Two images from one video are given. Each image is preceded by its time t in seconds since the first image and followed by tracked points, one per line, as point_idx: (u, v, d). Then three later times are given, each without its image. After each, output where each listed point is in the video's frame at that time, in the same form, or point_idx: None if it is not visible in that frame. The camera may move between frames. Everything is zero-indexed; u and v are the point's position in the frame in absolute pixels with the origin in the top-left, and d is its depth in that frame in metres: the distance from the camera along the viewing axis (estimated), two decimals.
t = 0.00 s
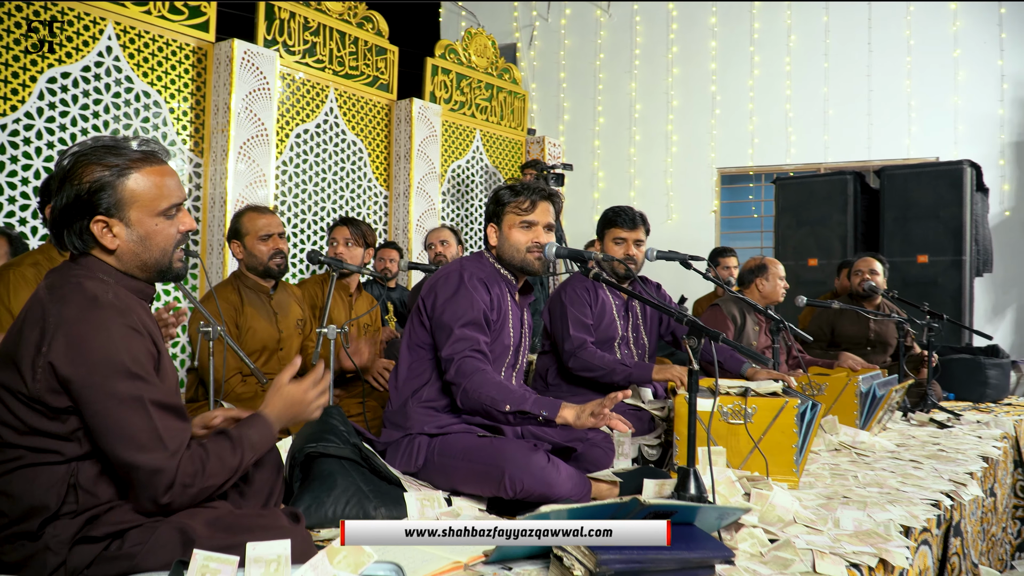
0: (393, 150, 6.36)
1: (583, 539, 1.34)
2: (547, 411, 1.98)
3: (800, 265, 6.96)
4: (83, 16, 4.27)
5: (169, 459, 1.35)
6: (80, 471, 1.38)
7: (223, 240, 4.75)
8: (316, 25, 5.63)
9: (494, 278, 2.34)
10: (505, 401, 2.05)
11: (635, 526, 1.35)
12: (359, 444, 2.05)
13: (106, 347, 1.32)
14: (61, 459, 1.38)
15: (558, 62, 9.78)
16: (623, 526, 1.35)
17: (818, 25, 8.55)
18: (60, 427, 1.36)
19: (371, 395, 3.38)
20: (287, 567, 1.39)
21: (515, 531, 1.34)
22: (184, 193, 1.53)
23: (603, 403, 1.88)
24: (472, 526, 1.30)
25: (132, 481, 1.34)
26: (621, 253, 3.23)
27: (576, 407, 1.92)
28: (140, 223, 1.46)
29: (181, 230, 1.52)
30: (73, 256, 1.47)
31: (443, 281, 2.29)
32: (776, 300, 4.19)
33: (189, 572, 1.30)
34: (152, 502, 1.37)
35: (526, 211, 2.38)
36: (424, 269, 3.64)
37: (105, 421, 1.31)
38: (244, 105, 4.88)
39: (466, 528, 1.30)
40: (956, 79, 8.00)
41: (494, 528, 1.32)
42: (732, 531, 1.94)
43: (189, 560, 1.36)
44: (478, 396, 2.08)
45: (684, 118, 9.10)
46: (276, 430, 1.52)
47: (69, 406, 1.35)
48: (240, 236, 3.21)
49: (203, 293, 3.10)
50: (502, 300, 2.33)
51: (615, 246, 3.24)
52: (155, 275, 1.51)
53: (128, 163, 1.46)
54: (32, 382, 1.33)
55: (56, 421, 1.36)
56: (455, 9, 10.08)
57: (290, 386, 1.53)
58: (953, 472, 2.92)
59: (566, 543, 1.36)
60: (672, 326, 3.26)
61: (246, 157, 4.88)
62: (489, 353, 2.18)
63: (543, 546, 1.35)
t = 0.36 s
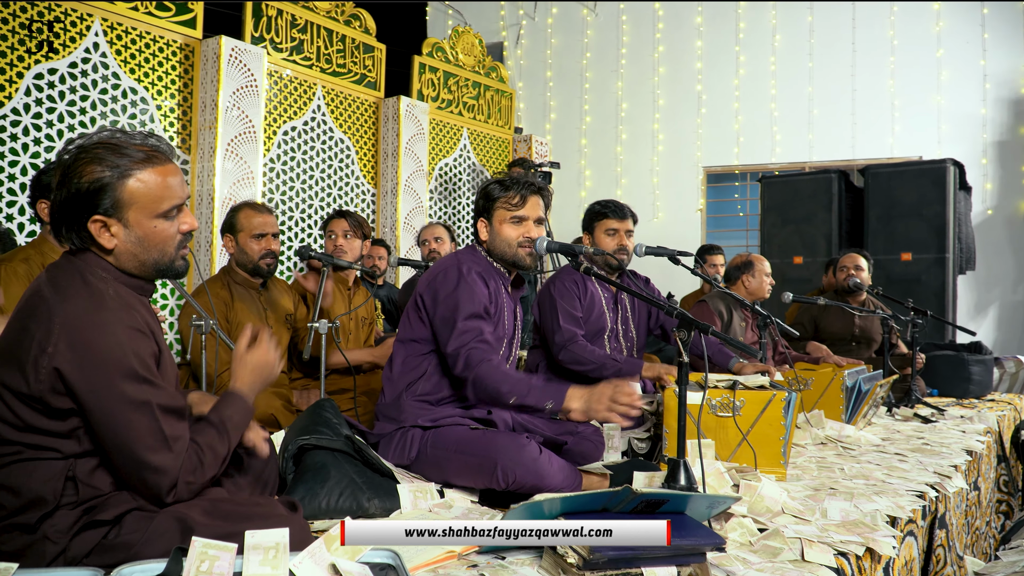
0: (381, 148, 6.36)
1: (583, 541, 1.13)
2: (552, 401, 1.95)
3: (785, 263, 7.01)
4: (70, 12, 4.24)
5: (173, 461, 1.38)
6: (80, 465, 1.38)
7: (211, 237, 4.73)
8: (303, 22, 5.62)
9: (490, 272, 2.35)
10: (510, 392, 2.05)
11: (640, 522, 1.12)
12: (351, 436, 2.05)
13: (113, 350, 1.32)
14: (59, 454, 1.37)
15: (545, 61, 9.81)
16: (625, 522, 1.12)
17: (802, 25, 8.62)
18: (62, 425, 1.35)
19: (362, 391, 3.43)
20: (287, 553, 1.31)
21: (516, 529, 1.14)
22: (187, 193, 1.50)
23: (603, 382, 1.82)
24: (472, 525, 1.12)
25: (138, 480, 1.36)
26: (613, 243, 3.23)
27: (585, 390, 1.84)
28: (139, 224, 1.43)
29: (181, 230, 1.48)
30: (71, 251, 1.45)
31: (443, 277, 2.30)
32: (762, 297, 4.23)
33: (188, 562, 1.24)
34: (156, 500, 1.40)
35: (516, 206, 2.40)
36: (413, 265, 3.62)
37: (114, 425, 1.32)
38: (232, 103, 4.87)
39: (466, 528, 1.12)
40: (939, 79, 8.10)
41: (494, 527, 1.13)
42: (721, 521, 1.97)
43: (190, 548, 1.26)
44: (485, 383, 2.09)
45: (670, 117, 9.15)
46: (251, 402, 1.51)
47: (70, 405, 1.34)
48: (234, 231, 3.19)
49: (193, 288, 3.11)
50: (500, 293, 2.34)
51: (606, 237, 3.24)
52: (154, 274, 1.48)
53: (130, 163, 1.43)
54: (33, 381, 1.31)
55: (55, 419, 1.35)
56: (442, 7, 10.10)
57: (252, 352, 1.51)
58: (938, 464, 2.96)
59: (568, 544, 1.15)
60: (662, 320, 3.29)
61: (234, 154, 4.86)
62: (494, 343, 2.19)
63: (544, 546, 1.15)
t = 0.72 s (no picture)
0: (373, 146, 6.35)
1: (583, 541, 1.14)
2: (629, 278, 1.90)
3: (777, 261, 7.04)
4: (61, 10, 4.21)
5: (173, 469, 1.38)
6: (80, 464, 1.38)
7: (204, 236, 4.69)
8: (295, 20, 5.60)
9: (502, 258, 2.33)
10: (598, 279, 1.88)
11: (639, 523, 1.14)
12: (348, 431, 2.06)
13: (118, 355, 1.31)
14: (60, 454, 1.36)
15: (536, 60, 9.81)
16: (625, 523, 1.14)
17: (793, 24, 8.66)
18: (64, 426, 1.35)
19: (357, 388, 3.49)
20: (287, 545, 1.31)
21: (517, 530, 1.14)
22: (194, 196, 1.47)
23: (655, 234, 1.83)
24: (472, 525, 1.11)
25: (139, 485, 1.36)
26: (612, 233, 3.23)
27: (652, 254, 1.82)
28: (143, 228, 1.41)
29: (186, 234, 1.47)
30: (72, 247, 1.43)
31: (472, 263, 2.23)
32: (754, 294, 4.25)
33: (188, 554, 1.24)
34: (153, 504, 1.40)
35: (509, 202, 2.39)
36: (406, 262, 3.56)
37: (117, 431, 1.31)
38: (224, 101, 4.84)
39: (466, 528, 1.12)
40: (929, 78, 8.16)
41: (495, 527, 1.12)
42: (718, 515, 1.98)
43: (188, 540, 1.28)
44: (554, 286, 1.99)
45: (661, 116, 9.17)
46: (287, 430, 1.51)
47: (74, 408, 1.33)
48: (235, 224, 3.18)
49: (188, 284, 3.08)
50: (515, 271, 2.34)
51: (606, 227, 3.23)
52: (155, 275, 1.46)
53: (137, 168, 1.40)
54: (36, 382, 1.30)
55: (56, 419, 1.34)
56: (433, 7, 10.09)
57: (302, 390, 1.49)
58: (931, 460, 2.98)
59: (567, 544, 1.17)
60: (655, 316, 3.37)
61: (226, 153, 4.84)
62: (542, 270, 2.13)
63: (544, 547, 1.15)
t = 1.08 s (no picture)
0: (371, 143, 6.33)
1: (583, 541, 1.12)
2: (628, 231, 1.81)
3: (775, 259, 7.04)
4: (58, 6, 4.20)
5: (177, 460, 1.37)
6: (80, 457, 1.36)
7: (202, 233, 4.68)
8: (293, 17, 5.58)
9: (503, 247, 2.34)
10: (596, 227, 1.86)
11: (639, 522, 1.11)
12: (348, 424, 2.03)
13: (122, 347, 1.30)
14: (59, 447, 1.35)
15: (534, 58, 9.81)
16: (625, 522, 1.12)
17: (790, 22, 8.66)
18: (66, 419, 1.33)
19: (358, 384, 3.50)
20: (289, 538, 1.31)
21: (516, 530, 1.13)
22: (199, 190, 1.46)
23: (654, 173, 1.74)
24: (472, 525, 1.11)
25: (143, 477, 1.36)
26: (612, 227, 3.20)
27: (655, 199, 1.74)
28: (146, 220, 1.40)
29: (189, 227, 1.44)
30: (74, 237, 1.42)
31: (477, 250, 2.24)
32: (752, 290, 4.25)
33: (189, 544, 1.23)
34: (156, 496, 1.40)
35: (512, 195, 2.38)
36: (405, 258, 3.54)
37: (122, 423, 1.30)
38: (222, 98, 4.82)
39: (466, 528, 1.12)
40: (927, 75, 8.17)
41: (494, 527, 1.11)
42: (720, 509, 1.97)
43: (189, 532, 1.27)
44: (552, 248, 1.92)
45: (659, 114, 9.17)
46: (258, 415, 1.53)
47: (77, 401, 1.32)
48: (235, 219, 3.17)
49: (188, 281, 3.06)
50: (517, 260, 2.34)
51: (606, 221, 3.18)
52: (158, 269, 1.44)
53: (144, 158, 1.39)
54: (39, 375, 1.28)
55: (57, 412, 1.33)
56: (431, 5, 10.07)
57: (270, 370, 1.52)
58: (932, 456, 2.97)
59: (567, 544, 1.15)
60: (654, 310, 3.36)
61: (224, 150, 4.82)
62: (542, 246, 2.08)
63: (543, 547, 1.14)
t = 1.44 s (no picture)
0: (372, 143, 6.33)
1: (583, 541, 1.13)
2: (621, 226, 1.78)
3: (777, 258, 7.04)
4: (60, 5, 4.20)
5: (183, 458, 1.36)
6: (87, 457, 1.36)
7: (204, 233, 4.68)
8: (294, 17, 5.58)
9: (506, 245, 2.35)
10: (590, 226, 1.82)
11: (639, 523, 1.13)
12: (351, 423, 2.04)
13: (130, 345, 1.30)
14: (66, 447, 1.35)
15: (535, 57, 9.80)
16: (624, 523, 1.13)
17: (792, 22, 8.66)
18: (73, 417, 1.33)
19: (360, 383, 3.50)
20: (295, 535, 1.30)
21: (516, 529, 1.13)
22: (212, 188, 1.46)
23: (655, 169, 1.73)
24: (472, 525, 1.12)
25: (150, 476, 1.35)
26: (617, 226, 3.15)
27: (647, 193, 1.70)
28: (159, 215, 1.40)
29: (200, 225, 1.45)
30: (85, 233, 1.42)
31: (477, 247, 2.26)
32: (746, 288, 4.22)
33: (194, 544, 1.23)
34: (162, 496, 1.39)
35: (517, 194, 2.38)
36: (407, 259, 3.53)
37: (129, 421, 1.30)
38: (224, 97, 4.82)
39: (466, 528, 1.12)
40: (928, 75, 8.16)
41: (494, 527, 1.12)
42: (724, 508, 1.97)
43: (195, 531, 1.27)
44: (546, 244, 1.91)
45: (660, 113, 9.17)
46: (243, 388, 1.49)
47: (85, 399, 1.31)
48: (237, 219, 3.16)
49: (191, 279, 3.06)
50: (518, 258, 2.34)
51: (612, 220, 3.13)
52: (167, 266, 1.44)
53: (159, 154, 1.39)
54: (47, 374, 1.28)
55: (65, 411, 1.32)
56: (432, 5, 10.07)
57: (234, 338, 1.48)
58: (934, 455, 2.97)
59: (569, 544, 1.15)
60: (655, 309, 3.36)
61: (226, 150, 4.82)
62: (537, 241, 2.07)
63: (544, 547, 1.14)
